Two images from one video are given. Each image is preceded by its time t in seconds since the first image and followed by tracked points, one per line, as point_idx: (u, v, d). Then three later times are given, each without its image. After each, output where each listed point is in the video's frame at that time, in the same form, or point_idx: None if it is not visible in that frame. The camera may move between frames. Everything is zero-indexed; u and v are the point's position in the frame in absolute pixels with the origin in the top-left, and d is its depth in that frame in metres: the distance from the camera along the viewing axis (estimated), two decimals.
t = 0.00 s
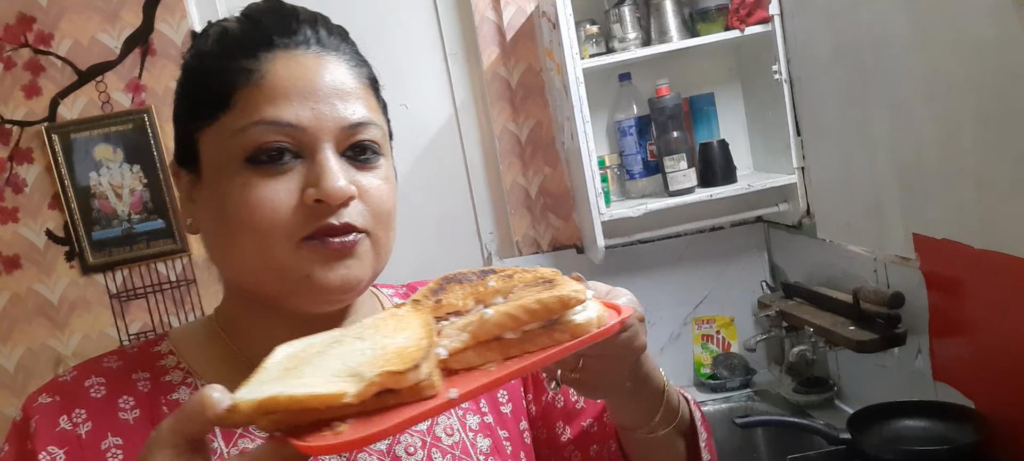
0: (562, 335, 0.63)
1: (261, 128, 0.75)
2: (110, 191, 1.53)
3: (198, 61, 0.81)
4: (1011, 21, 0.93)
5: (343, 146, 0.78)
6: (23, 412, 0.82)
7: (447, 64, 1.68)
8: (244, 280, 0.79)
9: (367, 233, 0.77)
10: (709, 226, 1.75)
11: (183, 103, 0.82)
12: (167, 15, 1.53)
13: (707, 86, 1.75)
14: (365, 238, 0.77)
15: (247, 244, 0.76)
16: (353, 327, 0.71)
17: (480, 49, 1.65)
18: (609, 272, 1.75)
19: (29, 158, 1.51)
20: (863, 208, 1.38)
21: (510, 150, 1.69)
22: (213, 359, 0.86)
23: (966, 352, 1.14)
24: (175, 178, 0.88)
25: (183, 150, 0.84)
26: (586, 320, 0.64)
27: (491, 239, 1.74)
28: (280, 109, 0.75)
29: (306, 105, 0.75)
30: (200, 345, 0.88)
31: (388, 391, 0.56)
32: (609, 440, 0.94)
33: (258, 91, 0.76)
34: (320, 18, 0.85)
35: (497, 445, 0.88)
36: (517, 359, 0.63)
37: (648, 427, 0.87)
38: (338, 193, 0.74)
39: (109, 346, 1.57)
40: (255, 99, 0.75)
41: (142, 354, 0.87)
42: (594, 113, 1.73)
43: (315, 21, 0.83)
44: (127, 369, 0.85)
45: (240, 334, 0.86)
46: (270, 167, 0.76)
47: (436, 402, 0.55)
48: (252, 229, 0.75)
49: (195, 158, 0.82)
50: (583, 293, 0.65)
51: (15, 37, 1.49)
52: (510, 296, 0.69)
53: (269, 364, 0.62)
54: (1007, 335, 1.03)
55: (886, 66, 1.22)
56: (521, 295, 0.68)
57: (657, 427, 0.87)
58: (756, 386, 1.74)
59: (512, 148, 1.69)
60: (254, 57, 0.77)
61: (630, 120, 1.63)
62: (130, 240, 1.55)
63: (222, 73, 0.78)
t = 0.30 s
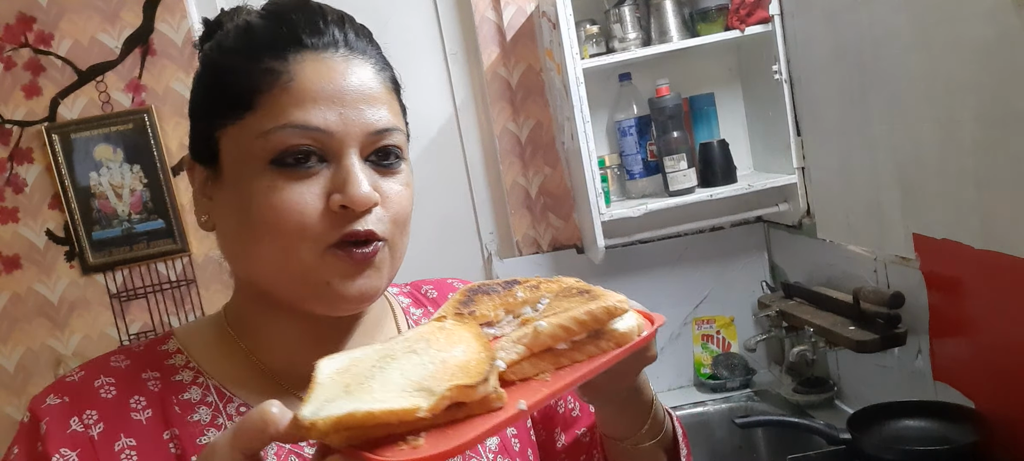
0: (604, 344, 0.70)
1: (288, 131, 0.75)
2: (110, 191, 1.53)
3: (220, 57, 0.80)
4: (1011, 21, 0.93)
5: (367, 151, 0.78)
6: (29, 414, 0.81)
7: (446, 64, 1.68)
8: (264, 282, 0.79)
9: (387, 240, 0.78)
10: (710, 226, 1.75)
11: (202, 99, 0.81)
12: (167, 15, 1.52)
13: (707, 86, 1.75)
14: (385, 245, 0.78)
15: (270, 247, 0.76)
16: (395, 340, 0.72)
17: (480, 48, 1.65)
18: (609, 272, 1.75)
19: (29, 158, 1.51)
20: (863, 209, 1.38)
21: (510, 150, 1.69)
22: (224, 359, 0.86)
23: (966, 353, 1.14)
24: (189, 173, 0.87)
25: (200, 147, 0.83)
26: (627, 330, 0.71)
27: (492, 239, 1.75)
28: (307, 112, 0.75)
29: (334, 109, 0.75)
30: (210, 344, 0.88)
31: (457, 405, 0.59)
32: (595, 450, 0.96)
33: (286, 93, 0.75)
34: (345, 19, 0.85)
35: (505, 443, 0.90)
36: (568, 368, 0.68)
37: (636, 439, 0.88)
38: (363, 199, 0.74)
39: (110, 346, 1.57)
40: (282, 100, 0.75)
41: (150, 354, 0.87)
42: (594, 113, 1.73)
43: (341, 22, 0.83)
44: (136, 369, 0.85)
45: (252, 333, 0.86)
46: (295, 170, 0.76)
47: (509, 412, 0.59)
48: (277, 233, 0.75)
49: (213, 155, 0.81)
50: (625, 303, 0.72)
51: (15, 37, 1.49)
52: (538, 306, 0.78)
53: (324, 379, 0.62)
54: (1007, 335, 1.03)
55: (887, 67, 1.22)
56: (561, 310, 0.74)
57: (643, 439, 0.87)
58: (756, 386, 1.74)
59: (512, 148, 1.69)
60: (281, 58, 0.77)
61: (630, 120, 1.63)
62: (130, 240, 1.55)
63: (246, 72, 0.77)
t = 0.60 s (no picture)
0: (612, 345, 0.72)
1: (291, 134, 0.74)
2: (110, 191, 1.53)
3: (219, 56, 0.79)
4: (1011, 21, 0.93)
5: (369, 155, 0.78)
6: (24, 423, 0.81)
7: (446, 64, 1.68)
8: (265, 288, 0.79)
9: (387, 245, 0.78)
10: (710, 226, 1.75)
11: (201, 99, 0.80)
12: (167, 15, 1.52)
13: (707, 86, 1.75)
14: (386, 250, 0.78)
15: (272, 250, 0.76)
16: (401, 326, 0.77)
17: (480, 48, 1.65)
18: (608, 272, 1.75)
19: (29, 158, 1.51)
20: (863, 209, 1.38)
21: (510, 150, 1.69)
22: (220, 364, 0.86)
23: (966, 352, 1.14)
24: (186, 174, 0.86)
25: (198, 148, 0.82)
26: (635, 331, 0.72)
27: (492, 239, 1.74)
28: (311, 116, 0.75)
29: (338, 113, 0.75)
30: (205, 349, 0.87)
31: (463, 386, 0.63)
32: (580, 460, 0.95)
33: (289, 95, 0.75)
34: (347, 21, 0.85)
35: (504, 443, 0.89)
36: (574, 363, 0.71)
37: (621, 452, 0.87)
38: (367, 204, 0.75)
39: (110, 346, 1.57)
40: (286, 103, 0.75)
41: (144, 359, 0.87)
42: (594, 113, 1.73)
43: (344, 25, 0.84)
44: (131, 375, 0.85)
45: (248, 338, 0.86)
46: (297, 174, 0.75)
47: (514, 395, 0.62)
48: (279, 237, 0.75)
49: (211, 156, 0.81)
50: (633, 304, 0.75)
51: (15, 37, 1.49)
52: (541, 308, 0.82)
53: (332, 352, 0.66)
54: (1007, 335, 1.03)
55: (887, 67, 1.22)
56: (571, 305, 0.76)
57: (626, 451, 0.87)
58: (756, 386, 1.74)
59: (512, 148, 1.68)
60: (285, 60, 0.76)
61: (630, 120, 1.63)
62: (130, 240, 1.55)
63: (248, 73, 0.77)
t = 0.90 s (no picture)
0: (607, 344, 0.73)
1: (272, 138, 0.75)
2: (110, 191, 1.53)
3: (200, 60, 0.79)
4: (1011, 21, 0.93)
5: (352, 159, 0.79)
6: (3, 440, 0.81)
7: (447, 64, 1.68)
8: (247, 293, 0.79)
9: (370, 249, 0.79)
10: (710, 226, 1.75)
11: (181, 102, 0.80)
12: (167, 15, 1.52)
13: (708, 86, 1.75)
14: (368, 254, 0.79)
15: (254, 256, 0.76)
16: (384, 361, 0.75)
17: (480, 48, 1.65)
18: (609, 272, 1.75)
19: (29, 158, 1.51)
20: (863, 210, 1.38)
21: (510, 151, 1.68)
22: (201, 373, 0.86)
23: (965, 352, 1.14)
24: (166, 178, 0.87)
25: (179, 152, 0.82)
26: (625, 329, 0.73)
27: (492, 239, 1.75)
28: (292, 120, 0.75)
29: (320, 117, 0.76)
30: (185, 358, 0.88)
31: (466, 411, 0.62)
32: None
33: (271, 100, 0.75)
34: (329, 24, 0.85)
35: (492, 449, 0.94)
36: (573, 370, 0.70)
37: None
38: (349, 209, 0.76)
39: (110, 346, 1.57)
40: (268, 107, 0.75)
41: (123, 371, 0.87)
42: (594, 113, 1.73)
43: (325, 28, 0.84)
44: (109, 388, 0.85)
45: (230, 346, 0.87)
46: (279, 178, 0.76)
47: (519, 415, 0.62)
48: (260, 243, 0.75)
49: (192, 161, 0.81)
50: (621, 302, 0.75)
51: (15, 37, 1.49)
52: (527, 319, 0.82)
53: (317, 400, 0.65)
54: (1007, 335, 1.03)
55: (887, 67, 1.22)
56: (555, 310, 0.77)
57: None
58: (756, 386, 1.74)
59: (512, 148, 1.68)
60: (266, 64, 0.77)
61: (630, 120, 1.63)
62: (130, 240, 1.55)
63: (229, 78, 0.77)
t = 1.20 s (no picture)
0: (583, 402, 0.68)
1: (238, 146, 0.75)
2: (110, 191, 1.53)
3: (167, 69, 0.80)
4: (1011, 21, 0.93)
5: (321, 163, 0.80)
6: None
7: (447, 64, 1.68)
8: (219, 301, 0.80)
9: (343, 254, 0.80)
10: (710, 226, 1.75)
11: (151, 112, 0.81)
12: (167, 15, 1.52)
13: (707, 86, 1.75)
14: (342, 258, 0.80)
15: (223, 266, 0.77)
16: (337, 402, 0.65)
17: (480, 48, 1.65)
18: (609, 272, 1.75)
19: (29, 158, 1.52)
20: (863, 210, 1.38)
21: (510, 151, 1.68)
22: (179, 379, 0.87)
23: (965, 352, 1.14)
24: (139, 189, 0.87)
25: (149, 161, 0.83)
26: (608, 386, 0.69)
27: (492, 239, 1.74)
28: (257, 127, 0.76)
29: (285, 123, 0.76)
30: (162, 364, 0.88)
31: None
32: None
33: (235, 108, 0.76)
34: (296, 28, 0.86)
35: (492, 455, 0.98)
36: (538, 429, 0.65)
37: None
38: (317, 214, 0.76)
39: (110, 347, 1.57)
40: (232, 116, 0.76)
41: (102, 377, 0.88)
42: (594, 113, 1.73)
43: (291, 32, 0.84)
44: (87, 394, 0.86)
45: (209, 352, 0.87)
46: (246, 186, 0.76)
47: None
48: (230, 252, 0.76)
49: (162, 172, 0.81)
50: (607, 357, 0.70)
51: (15, 37, 1.49)
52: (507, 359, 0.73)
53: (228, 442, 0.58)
54: (1007, 335, 1.03)
55: (887, 68, 1.22)
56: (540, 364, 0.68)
57: None
58: (756, 386, 1.74)
59: (512, 149, 1.68)
60: (231, 72, 0.77)
61: (630, 120, 1.63)
62: (130, 241, 1.55)
63: (196, 87, 0.78)
